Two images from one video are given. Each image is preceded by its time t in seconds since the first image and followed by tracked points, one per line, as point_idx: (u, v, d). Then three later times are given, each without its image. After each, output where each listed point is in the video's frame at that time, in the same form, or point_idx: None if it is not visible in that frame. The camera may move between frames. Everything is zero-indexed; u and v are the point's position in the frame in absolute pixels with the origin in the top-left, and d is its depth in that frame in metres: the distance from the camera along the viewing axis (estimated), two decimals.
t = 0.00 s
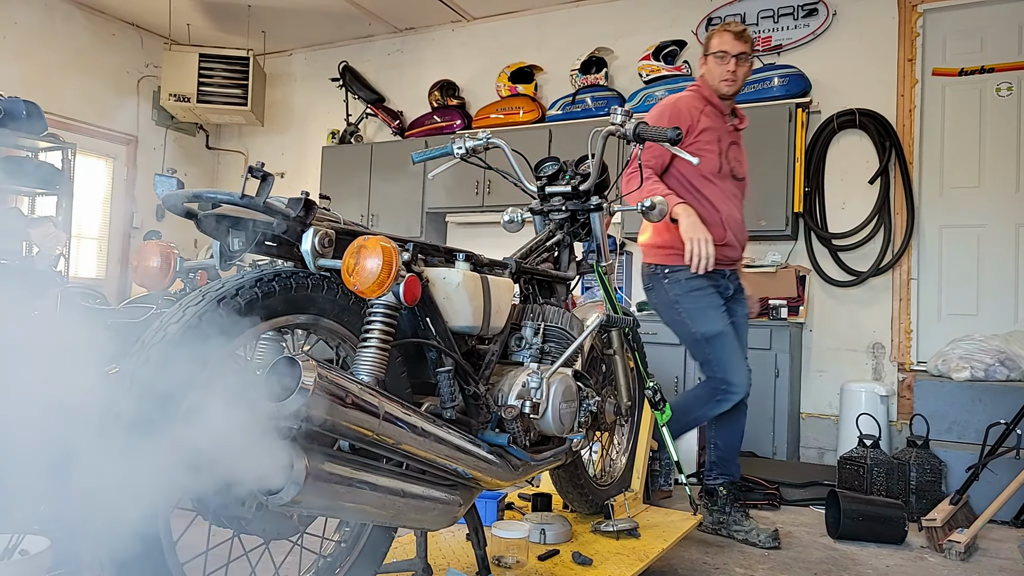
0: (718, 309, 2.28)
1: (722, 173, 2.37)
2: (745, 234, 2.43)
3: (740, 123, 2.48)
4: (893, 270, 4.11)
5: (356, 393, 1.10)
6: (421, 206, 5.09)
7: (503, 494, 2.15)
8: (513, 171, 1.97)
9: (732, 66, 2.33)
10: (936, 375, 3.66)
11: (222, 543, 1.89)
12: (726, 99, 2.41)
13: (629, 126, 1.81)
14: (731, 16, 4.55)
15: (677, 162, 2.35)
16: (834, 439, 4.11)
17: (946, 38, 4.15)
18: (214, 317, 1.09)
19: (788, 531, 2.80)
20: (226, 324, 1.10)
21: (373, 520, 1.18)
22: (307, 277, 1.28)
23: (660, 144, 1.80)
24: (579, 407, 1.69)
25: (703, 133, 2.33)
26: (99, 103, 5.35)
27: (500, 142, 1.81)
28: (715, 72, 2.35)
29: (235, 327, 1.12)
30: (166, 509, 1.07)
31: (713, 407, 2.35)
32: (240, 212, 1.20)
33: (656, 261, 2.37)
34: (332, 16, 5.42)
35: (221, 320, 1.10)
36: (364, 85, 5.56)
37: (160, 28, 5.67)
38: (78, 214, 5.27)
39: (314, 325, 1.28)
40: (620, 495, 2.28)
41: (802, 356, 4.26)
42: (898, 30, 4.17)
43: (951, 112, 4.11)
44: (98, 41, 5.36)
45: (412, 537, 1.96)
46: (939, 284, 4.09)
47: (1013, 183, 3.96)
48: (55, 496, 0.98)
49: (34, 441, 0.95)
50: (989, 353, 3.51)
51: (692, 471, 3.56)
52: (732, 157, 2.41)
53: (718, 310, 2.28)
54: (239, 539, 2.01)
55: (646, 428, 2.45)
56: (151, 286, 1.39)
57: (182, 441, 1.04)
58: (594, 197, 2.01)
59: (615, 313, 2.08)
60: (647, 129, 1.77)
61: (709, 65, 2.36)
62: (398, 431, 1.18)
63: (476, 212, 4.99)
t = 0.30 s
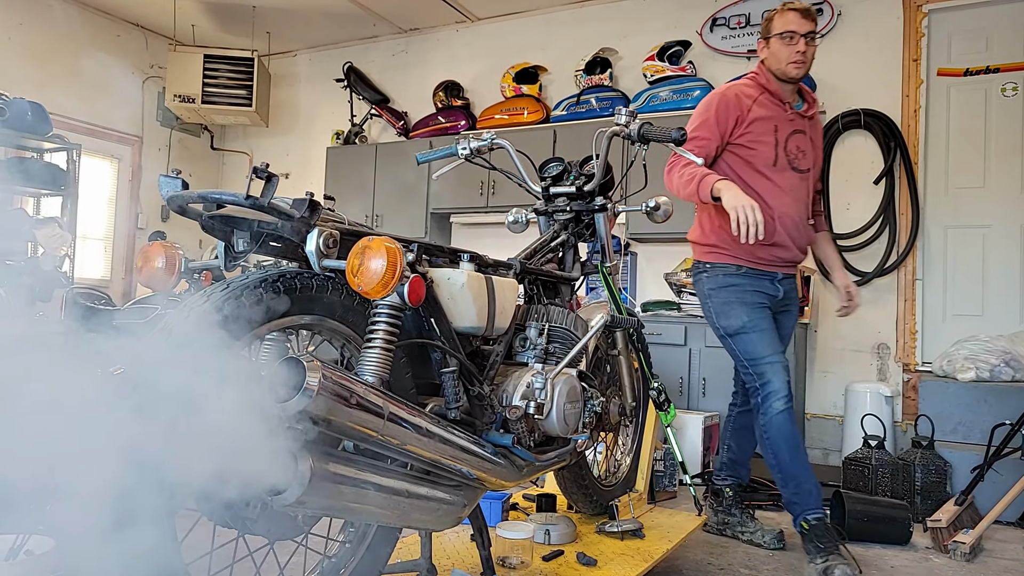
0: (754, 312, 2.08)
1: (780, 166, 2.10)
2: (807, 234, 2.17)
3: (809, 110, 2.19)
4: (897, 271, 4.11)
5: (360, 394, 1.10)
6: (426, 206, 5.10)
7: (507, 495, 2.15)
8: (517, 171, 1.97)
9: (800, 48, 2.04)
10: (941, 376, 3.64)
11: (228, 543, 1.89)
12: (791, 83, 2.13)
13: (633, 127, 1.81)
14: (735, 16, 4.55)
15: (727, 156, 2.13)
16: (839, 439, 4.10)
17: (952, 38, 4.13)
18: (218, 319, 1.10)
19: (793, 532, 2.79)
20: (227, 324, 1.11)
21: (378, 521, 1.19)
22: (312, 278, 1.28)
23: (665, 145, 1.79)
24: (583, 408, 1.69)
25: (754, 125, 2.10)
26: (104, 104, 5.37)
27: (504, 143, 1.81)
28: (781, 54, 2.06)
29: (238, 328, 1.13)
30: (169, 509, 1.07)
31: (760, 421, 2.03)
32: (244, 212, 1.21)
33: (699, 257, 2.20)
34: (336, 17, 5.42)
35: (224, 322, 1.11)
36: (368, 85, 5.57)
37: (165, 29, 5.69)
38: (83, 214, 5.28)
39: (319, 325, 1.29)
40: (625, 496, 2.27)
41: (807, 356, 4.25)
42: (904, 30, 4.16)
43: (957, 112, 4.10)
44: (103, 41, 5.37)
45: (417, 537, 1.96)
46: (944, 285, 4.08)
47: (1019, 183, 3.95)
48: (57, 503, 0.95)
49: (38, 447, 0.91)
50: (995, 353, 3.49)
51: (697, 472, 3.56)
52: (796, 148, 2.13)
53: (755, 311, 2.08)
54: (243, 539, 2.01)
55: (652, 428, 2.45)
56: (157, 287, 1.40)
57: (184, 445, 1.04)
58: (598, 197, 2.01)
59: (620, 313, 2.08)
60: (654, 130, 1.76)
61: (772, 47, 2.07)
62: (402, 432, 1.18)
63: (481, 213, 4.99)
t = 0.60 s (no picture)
0: (805, 315, 1.82)
1: (830, 146, 1.84)
2: (870, 220, 1.87)
3: (861, 78, 1.91)
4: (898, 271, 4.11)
5: (361, 394, 1.09)
6: (427, 207, 5.10)
7: (509, 495, 2.15)
8: (519, 172, 1.96)
9: (844, 12, 1.81)
10: (941, 376, 3.64)
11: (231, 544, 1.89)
12: (833, 54, 1.89)
13: (635, 127, 1.81)
14: (737, 17, 4.54)
15: (762, 147, 1.90)
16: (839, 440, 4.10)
17: (953, 39, 4.13)
18: (219, 319, 1.11)
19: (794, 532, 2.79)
20: (227, 325, 1.12)
21: (379, 521, 1.18)
22: (313, 278, 1.28)
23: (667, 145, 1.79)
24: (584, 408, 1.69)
25: (788, 105, 1.86)
26: (104, 104, 5.36)
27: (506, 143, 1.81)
28: (823, 22, 1.83)
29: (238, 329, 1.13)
30: (170, 509, 1.07)
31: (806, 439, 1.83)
32: (246, 212, 1.21)
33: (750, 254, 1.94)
34: (337, 17, 5.42)
35: (225, 323, 1.11)
36: (370, 85, 5.53)
37: (166, 28, 5.68)
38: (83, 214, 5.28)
39: (320, 326, 1.29)
40: (626, 496, 2.27)
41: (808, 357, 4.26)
42: (904, 31, 4.17)
43: (957, 112, 4.10)
44: (103, 41, 5.36)
45: (418, 538, 1.96)
46: (944, 285, 4.08)
47: (1019, 183, 3.95)
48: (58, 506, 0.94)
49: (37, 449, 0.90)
50: (994, 354, 3.48)
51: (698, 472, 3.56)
52: (844, 123, 1.86)
53: (808, 316, 1.82)
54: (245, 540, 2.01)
55: (653, 428, 2.45)
56: (157, 287, 1.40)
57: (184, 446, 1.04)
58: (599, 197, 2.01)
59: (622, 314, 2.08)
60: (654, 130, 1.77)
61: (812, 15, 1.84)
62: (404, 433, 1.18)
63: (482, 213, 4.99)
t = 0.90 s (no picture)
0: (818, 312, 1.53)
1: (857, 123, 1.52)
2: (897, 203, 1.49)
3: (900, 41, 1.56)
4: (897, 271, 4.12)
5: (361, 394, 1.09)
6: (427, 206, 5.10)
7: (509, 494, 2.16)
8: (520, 172, 1.96)
9: None
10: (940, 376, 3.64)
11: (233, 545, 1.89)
12: (865, 20, 1.55)
13: (635, 127, 1.81)
14: (737, 17, 4.54)
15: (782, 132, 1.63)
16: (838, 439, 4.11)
17: (952, 39, 4.14)
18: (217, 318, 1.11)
19: (794, 531, 2.79)
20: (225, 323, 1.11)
21: (379, 521, 1.19)
22: (312, 278, 1.28)
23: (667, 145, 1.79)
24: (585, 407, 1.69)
25: (801, 84, 1.57)
26: (103, 103, 5.35)
27: (506, 142, 1.81)
28: None
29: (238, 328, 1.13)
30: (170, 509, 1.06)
31: (814, 444, 1.54)
32: (246, 211, 1.19)
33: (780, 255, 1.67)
34: (336, 16, 5.41)
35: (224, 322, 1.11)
36: (369, 84, 5.53)
37: (164, 27, 5.67)
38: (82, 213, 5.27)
39: (320, 326, 1.29)
40: (626, 495, 2.27)
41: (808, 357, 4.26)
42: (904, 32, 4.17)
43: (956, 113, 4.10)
44: (102, 39, 5.35)
45: (419, 538, 1.96)
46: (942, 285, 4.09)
47: (1017, 183, 3.96)
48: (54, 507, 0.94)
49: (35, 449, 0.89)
50: (992, 354, 3.47)
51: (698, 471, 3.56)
52: (869, 94, 1.52)
53: (834, 315, 1.53)
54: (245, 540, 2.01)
55: (653, 428, 2.45)
56: (156, 287, 1.40)
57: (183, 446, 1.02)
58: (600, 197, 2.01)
59: (622, 313, 2.08)
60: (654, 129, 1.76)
61: None
62: (405, 433, 1.18)
63: (482, 212, 4.99)
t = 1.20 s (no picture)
0: (837, 317, 1.52)
1: (862, 113, 1.47)
2: (905, 194, 1.41)
3: (929, 12, 1.42)
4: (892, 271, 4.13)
5: (358, 394, 1.09)
6: (423, 205, 5.09)
7: (507, 494, 2.15)
8: (518, 171, 1.96)
9: None
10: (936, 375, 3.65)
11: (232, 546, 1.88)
12: None
13: (633, 127, 1.81)
14: (734, 17, 4.54)
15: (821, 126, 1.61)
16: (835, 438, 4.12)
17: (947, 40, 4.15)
18: (213, 318, 1.11)
19: (790, 529, 2.80)
20: (220, 323, 1.11)
21: (376, 520, 1.18)
22: (309, 278, 1.28)
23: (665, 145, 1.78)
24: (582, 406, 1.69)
25: (822, 77, 1.55)
26: (98, 100, 5.33)
27: (505, 141, 1.81)
28: None
29: (233, 327, 1.13)
30: (166, 510, 1.06)
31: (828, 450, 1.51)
32: (242, 210, 1.18)
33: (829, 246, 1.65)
34: (333, 14, 5.40)
35: (220, 323, 1.11)
36: (366, 82, 5.54)
37: (160, 24, 5.65)
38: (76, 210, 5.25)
39: (317, 325, 1.29)
40: (623, 494, 2.28)
41: (805, 356, 4.27)
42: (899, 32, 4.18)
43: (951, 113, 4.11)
44: (97, 36, 5.33)
45: (417, 537, 1.96)
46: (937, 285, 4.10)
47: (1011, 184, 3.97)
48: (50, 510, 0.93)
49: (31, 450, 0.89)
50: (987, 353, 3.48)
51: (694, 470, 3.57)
52: (884, 81, 1.45)
53: (856, 320, 1.49)
54: (243, 540, 2.00)
55: (650, 427, 2.45)
56: (151, 285, 1.39)
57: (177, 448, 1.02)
58: (597, 196, 2.01)
59: (619, 312, 2.08)
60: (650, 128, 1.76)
61: None
62: (402, 433, 1.17)
63: (479, 211, 4.99)
